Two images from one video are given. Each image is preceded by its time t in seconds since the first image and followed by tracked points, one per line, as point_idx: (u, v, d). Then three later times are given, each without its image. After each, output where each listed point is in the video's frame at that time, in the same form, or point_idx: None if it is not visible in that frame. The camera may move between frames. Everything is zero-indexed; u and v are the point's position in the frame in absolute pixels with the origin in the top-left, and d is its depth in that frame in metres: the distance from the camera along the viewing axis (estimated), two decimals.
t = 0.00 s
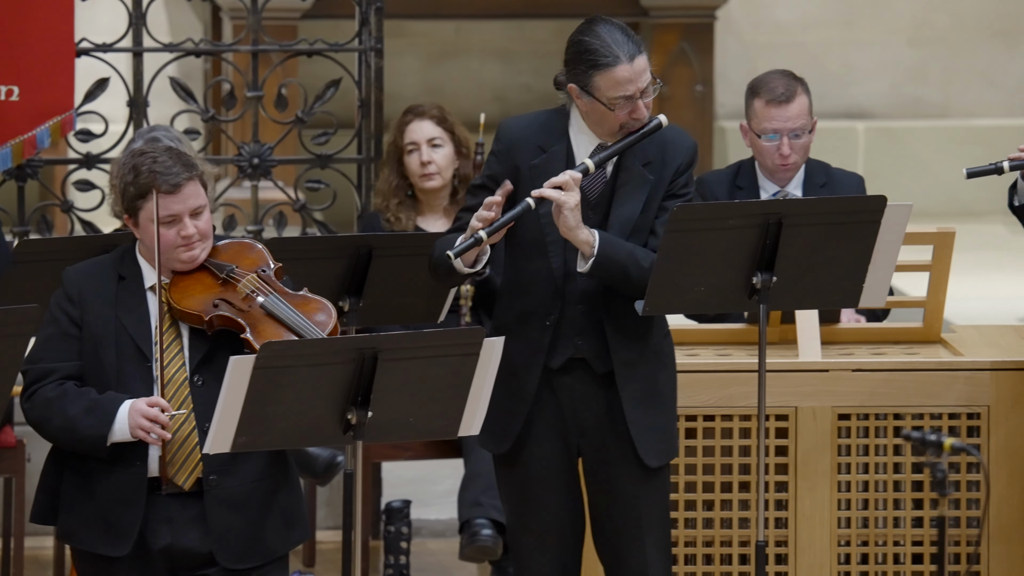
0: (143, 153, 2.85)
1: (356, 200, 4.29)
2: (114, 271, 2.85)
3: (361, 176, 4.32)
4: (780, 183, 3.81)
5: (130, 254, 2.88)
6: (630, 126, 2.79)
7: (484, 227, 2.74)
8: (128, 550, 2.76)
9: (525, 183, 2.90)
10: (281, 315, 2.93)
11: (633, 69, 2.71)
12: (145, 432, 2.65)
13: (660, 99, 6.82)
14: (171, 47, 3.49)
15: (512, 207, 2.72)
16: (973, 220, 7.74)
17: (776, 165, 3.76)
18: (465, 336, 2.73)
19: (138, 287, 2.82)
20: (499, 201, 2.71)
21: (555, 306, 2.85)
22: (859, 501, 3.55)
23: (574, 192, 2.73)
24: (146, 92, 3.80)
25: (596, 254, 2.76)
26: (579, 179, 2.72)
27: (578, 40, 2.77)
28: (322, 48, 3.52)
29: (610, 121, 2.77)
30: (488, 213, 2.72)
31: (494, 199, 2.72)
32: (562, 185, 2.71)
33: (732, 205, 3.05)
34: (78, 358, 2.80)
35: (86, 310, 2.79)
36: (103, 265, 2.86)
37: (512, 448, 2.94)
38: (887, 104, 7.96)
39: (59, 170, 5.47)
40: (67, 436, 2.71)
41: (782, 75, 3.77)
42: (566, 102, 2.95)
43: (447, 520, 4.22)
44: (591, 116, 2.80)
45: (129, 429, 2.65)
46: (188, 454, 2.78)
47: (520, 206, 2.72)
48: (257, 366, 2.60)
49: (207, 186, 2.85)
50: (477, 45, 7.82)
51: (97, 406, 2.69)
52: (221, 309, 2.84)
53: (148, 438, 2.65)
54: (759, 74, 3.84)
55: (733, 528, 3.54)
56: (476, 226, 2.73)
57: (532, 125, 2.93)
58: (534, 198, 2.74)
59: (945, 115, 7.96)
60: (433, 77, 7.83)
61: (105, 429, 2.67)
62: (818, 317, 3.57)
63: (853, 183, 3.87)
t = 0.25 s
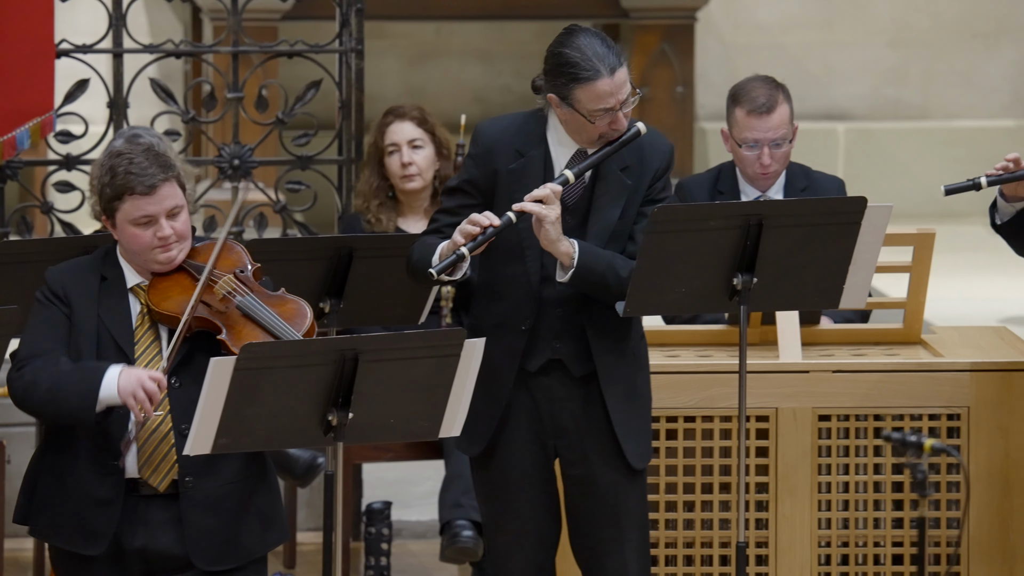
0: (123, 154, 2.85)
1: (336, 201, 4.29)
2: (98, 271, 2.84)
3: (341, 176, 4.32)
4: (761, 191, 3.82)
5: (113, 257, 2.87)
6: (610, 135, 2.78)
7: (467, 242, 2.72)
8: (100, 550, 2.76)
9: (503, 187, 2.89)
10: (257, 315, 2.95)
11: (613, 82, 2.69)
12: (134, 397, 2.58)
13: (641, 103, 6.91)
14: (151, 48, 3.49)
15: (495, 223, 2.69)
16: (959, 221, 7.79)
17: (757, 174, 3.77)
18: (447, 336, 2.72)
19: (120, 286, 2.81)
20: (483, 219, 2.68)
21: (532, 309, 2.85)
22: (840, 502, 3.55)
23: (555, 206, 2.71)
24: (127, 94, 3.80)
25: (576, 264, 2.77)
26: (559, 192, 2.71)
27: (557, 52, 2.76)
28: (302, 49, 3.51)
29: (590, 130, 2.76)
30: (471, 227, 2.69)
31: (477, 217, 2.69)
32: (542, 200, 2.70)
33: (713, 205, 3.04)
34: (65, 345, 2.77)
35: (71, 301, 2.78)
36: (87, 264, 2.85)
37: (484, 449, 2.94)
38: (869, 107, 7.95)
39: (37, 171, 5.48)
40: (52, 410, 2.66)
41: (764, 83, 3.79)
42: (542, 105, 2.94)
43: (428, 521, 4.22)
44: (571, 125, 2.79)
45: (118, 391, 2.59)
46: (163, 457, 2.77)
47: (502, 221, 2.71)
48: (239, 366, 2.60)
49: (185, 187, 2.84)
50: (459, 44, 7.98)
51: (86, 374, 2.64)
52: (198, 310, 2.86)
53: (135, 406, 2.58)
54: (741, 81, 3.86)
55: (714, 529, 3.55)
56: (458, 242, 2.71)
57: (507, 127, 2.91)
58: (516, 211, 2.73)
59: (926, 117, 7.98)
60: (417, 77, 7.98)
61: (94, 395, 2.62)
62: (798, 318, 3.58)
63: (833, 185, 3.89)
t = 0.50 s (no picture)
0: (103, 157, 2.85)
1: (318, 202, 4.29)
2: (81, 270, 2.87)
3: (323, 177, 4.31)
4: (740, 193, 3.85)
5: (98, 258, 2.89)
6: (595, 137, 2.78)
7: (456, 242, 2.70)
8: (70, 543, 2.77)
9: (488, 188, 2.88)
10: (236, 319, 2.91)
11: (599, 84, 2.69)
12: (126, 349, 2.62)
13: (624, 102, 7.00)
14: (132, 49, 3.49)
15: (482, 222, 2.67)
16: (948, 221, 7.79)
17: (737, 178, 3.81)
18: (429, 337, 2.73)
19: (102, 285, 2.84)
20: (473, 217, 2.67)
21: (518, 310, 2.83)
22: (821, 503, 3.55)
23: (543, 206, 2.70)
24: (107, 95, 3.80)
25: (563, 265, 2.77)
26: (547, 192, 2.69)
27: (543, 54, 2.75)
28: (283, 50, 3.51)
29: (575, 132, 2.76)
30: (460, 227, 2.67)
31: (467, 216, 2.68)
32: (529, 200, 2.68)
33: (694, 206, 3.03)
34: (54, 313, 2.79)
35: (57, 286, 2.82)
36: (70, 262, 2.87)
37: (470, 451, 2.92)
38: (850, 107, 8.20)
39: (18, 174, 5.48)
40: (42, 354, 2.68)
41: (744, 87, 3.80)
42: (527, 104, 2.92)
43: (410, 522, 4.23)
44: (556, 127, 2.78)
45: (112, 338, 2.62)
46: (142, 457, 2.77)
47: (490, 223, 2.70)
48: (218, 368, 2.60)
49: (164, 189, 2.83)
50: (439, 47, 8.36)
51: (81, 323, 2.68)
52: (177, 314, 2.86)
53: (123, 359, 2.61)
54: (721, 84, 3.88)
55: (695, 530, 3.55)
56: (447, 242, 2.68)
57: (493, 129, 2.90)
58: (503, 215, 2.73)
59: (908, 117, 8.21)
60: (396, 79, 8.31)
61: (88, 340, 2.65)
62: (780, 320, 3.57)
63: (813, 186, 3.92)
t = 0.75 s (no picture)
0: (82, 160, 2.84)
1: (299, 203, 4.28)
2: (62, 270, 2.85)
3: (304, 178, 4.30)
4: (719, 191, 3.87)
5: (78, 259, 2.88)
6: (590, 131, 2.77)
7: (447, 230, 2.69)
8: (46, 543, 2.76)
9: (483, 187, 2.87)
10: (212, 323, 2.95)
11: (593, 77, 2.68)
12: (99, 342, 2.61)
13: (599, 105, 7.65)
14: (112, 50, 3.48)
15: (474, 210, 2.67)
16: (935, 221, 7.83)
17: (716, 173, 3.82)
18: (411, 337, 2.74)
19: (83, 287, 2.83)
20: (464, 206, 2.66)
21: (514, 308, 2.82)
22: (801, 503, 3.55)
23: (535, 196, 2.71)
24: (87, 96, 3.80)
25: (558, 258, 2.77)
26: (539, 183, 2.70)
27: (538, 47, 2.75)
28: (263, 51, 3.51)
29: (570, 126, 2.76)
30: (451, 215, 2.66)
31: (459, 204, 2.67)
32: (522, 190, 2.69)
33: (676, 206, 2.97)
34: (31, 305, 2.79)
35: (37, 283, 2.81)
36: (50, 261, 2.85)
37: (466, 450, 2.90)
38: (829, 108, 9.21)
39: None
40: (18, 347, 2.66)
41: (723, 84, 3.83)
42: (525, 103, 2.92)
43: (390, 523, 4.24)
44: (551, 122, 2.79)
45: (87, 331, 2.61)
46: (121, 460, 2.76)
47: (483, 210, 2.69)
48: (199, 369, 2.60)
49: (143, 192, 2.83)
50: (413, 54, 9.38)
51: (57, 313, 2.67)
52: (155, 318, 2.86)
53: (96, 351, 2.61)
54: (700, 82, 3.91)
55: (675, 531, 3.55)
56: (439, 229, 2.68)
57: (489, 128, 2.90)
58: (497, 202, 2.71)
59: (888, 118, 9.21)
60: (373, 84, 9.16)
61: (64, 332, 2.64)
62: (759, 320, 3.58)
63: (791, 185, 3.97)
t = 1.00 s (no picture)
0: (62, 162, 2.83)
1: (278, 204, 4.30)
2: (42, 272, 2.84)
3: (283, 179, 4.34)
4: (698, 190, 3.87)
5: (58, 260, 2.87)
6: (591, 129, 2.75)
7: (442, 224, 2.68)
8: (26, 544, 2.76)
9: (487, 185, 2.87)
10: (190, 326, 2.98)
11: (592, 71, 2.67)
12: (76, 344, 2.61)
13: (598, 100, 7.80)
14: (92, 51, 3.47)
15: (469, 203, 2.65)
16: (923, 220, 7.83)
17: (695, 172, 3.83)
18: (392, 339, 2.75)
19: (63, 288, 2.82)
20: (457, 199, 2.65)
21: (514, 307, 2.80)
22: (781, 504, 3.55)
23: (531, 191, 2.70)
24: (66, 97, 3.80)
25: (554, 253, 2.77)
26: (536, 178, 2.70)
27: (539, 42, 2.73)
28: (244, 52, 3.50)
29: (570, 122, 2.74)
30: (445, 208, 2.66)
31: (453, 197, 2.66)
32: (518, 184, 2.69)
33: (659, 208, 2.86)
34: (10, 306, 2.77)
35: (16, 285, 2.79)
36: (30, 262, 2.85)
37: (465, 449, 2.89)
38: (808, 109, 9.26)
39: None
40: None
41: (701, 83, 3.83)
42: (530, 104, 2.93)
43: (370, 524, 4.25)
44: (552, 118, 2.78)
45: (64, 333, 2.60)
46: (99, 462, 2.76)
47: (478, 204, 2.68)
48: (181, 371, 2.58)
49: (123, 194, 2.82)
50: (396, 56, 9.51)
51: (34, 315, 2.65)
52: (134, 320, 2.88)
53: (73, 353, 2.60)
54: (679, 82, 3.91)
55: (655, 532, 3.55)
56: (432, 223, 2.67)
57: (492, 128, 2.91)
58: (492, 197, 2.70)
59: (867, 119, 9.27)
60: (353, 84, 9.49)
61: (39, 336, 2.62)
62: (739, 321, 3.58)
63: (769, 185, 4.04)
